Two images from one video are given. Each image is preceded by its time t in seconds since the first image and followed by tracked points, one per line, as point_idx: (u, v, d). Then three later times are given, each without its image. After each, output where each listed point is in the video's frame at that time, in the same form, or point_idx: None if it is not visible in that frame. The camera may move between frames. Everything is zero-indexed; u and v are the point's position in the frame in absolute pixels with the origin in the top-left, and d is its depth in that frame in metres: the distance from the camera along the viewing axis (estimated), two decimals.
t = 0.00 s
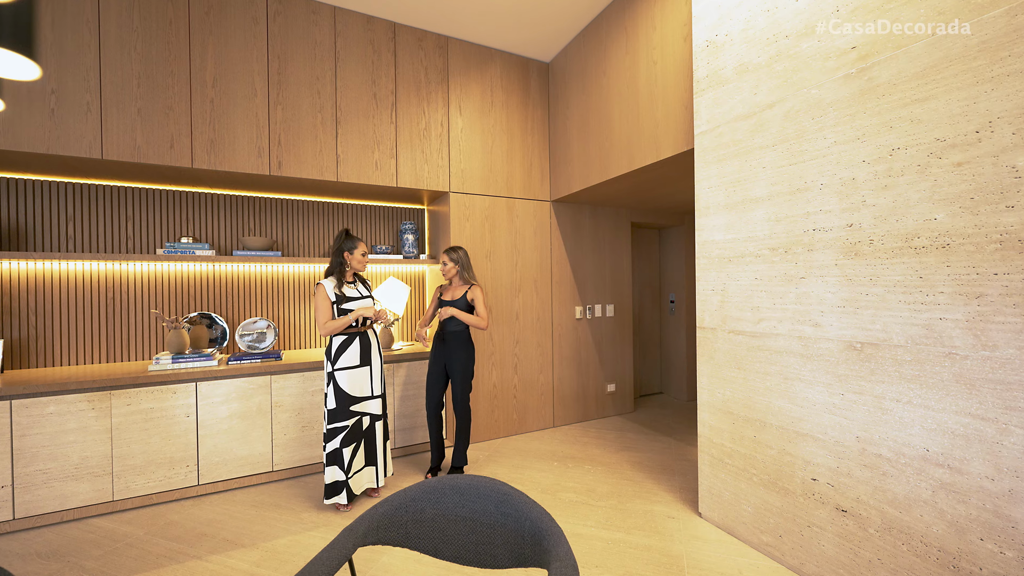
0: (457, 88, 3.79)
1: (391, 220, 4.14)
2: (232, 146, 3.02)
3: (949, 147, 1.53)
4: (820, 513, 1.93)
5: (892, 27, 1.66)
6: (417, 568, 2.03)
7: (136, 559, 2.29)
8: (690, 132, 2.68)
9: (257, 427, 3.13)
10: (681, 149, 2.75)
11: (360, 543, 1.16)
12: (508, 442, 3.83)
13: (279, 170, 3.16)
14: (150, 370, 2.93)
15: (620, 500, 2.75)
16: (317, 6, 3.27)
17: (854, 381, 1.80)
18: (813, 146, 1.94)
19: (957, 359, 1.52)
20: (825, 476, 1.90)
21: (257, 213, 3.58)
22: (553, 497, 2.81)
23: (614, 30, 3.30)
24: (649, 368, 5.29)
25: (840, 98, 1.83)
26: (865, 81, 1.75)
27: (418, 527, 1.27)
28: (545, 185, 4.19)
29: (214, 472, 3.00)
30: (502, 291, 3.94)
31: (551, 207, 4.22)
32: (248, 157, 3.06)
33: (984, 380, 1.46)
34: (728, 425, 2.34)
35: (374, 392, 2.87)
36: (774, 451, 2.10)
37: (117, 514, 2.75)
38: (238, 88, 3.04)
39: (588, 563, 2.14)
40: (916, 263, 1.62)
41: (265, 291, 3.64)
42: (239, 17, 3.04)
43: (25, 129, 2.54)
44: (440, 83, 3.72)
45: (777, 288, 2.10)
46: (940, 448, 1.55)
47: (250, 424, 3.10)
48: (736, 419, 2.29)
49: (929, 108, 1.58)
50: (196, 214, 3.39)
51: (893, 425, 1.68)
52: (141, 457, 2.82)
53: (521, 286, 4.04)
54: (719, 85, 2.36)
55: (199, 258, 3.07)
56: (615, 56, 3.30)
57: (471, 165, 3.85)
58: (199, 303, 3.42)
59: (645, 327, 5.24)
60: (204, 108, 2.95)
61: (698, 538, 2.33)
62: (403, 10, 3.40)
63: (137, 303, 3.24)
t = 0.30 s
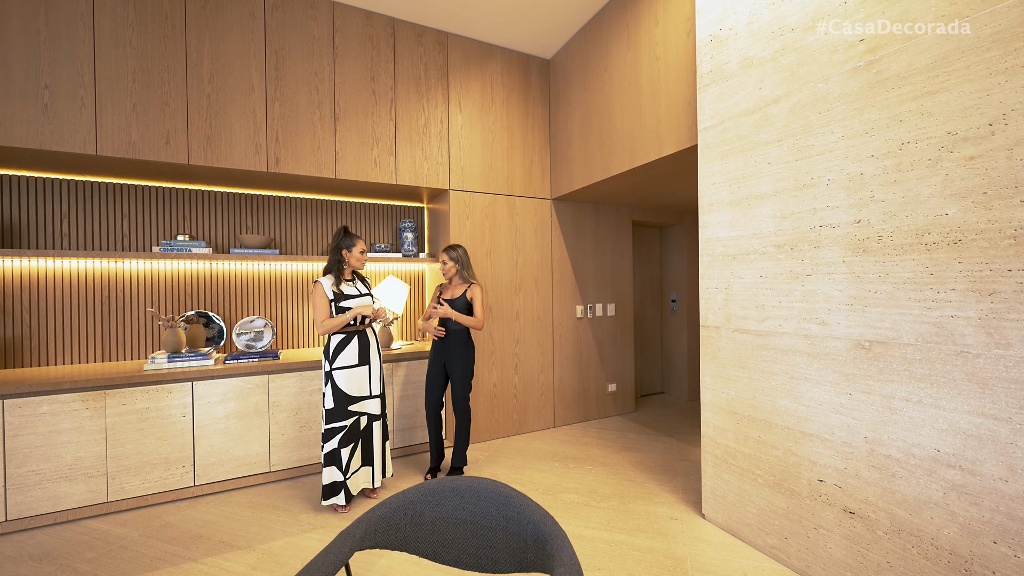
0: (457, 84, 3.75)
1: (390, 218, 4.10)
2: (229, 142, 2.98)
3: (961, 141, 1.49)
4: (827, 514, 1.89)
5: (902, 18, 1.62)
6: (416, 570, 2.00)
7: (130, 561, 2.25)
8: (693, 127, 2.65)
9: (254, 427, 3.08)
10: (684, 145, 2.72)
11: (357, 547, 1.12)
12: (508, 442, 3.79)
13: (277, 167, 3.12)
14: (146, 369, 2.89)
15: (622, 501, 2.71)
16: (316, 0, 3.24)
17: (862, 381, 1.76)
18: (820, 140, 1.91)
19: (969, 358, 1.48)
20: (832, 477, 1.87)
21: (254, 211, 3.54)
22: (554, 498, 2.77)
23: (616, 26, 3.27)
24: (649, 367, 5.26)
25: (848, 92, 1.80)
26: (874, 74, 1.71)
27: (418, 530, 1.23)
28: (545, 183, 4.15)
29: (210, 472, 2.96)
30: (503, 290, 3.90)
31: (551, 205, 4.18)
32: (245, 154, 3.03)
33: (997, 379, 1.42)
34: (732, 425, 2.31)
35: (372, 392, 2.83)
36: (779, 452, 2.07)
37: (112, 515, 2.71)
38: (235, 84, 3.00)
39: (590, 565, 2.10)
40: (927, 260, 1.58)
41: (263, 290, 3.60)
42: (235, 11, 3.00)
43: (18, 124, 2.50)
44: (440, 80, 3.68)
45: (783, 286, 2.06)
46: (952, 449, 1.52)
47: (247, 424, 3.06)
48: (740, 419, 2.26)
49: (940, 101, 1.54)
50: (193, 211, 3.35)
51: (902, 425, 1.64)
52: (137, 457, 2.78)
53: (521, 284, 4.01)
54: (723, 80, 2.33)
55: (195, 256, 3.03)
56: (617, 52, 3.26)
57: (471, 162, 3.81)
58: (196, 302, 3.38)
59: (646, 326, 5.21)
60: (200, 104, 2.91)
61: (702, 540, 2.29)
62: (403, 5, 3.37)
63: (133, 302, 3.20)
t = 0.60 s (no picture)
0: (456, 81, 3.71)
1: (389, 216, 4.06)
2: (225, 138, 2.94)
3: (974, 133, 1.45)
4: (834, 516, 1.85)
5: (912, 7, 1.58)
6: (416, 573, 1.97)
7: (124, 564, 2.21)
8: (696, 122, 2.61)
9: (251, 427, 3.04)
10: (687, 141, 2.68)
11: (354, 551, 1.08)
12: (509, 442, 3.76)
13: (274, 164, 3.08)
14: (141, 369, 2.85)
15: (624, 503, 2.67)
16: None
17: (871, 379, 1.72)
18: (827, 134, 1.87)
19: (982, 356, 1.44)
20: (840, 478, 1.83)
21: (251, 208, 3.50)
22: (555, 499, 2.73)
23: (618, 20, 3.23)
24: (650, 367, 5.22)
25: (856, 84, 1.75)
26: (883, 66, 1.67)
27: (417, 533, 1.19)
28: (546, 181, 4.11)
29: (206, 473, 2.91)
30: (503, 288, 3.86)
31: (552, 203, 4.14)
32: (242, 150, 2.98)
33: (1012, 377, 1.38)
34: (736, 424, 2.27)
35: (371, 391, 2.79)
36: (785, 452, 2.03)
37: (106, 517, 2.67)
38: (231, 79, 2.96)
39: (592, 568, 2.06)
40: (938, 255, 1.54)
41: (260, 289, 3.56)
42: (232, 5, 2.96)
43: (9, 119, 2.46)
44: (439, 76, 3.64)
45: (789, 283, 2.02)
46: (964, 449, 1.48)
47: (244, 424, 3.02)
48: (745, 419, 2.22)
49: (952, 92, 1.50)
50: (189, 209, 3.31)
51: (913, 425, 1.60)
52: (131, 458, 2.74)
53: (522, 283, 3.97)
54: (727, 74, 2.29)
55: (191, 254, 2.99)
56: (618, 47, 3.22)
57: (471, 159, 3.77)
58: (193, 300, 3.34)
59: (647, 325, 5.17)
60: (196, 100, 2.87)
61: (706, 542, 2.25)
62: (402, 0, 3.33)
63: (128, 300, 3.16)
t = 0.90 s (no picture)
0: (457, 78, 3.68)
1: (389, 215, 4.03)
2: (223, 136, 2.91)
3: (988, 128, 1.41)
4: (842, 520, 1.82)
5: None
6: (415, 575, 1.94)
7: (119, 566, 2.18)
8: (700, 119, 2.57)
9: (249, 427, 3.01)
10: (690, 138, 2.65)
11: (351, 557, 1.04)
12: (509, 443, 3.72)
13: (272, 162, 3.05)
14: (139, 369, 2.82)
15: (627, 505, 2.63)
16: None
17: (880, 380, 1.69)
18: (834, 130, 1.83)
19: (996, 356, 1.40)
20: (847, 481, 1.79)
21: (250, 207, 3.47)
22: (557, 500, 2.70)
23: (620, 17, 3.19)
24: (652, 367, 5.18)
25: (864, 79, 1.72)
26: (893, 60, 1.63)
27: (416, 539, 1.15)
28: (547, 179, 4.08)
29: (204, 474, 2.88)
30: (504, 288, 3.83)
31: (553, 202, 4.11)
32: (241, 148, 2.95)
33: None
34: (741, 426, 2.23)
35: (374, 391, 2.75)
36: (792, 454, 1.99)
37: (102, 518, 2.64)
38: (229, 76, 2.93)
39: (594, 571, 2.03)
40: (950, 253, 1.51)
41: (259, 288, 3.53)
42: (230, 1, 2.93)
43: (3, 116, 2.42)
44: (439, 73, 3.61)
45: (795, 282, 1.99)
46: (977, 452, 1.44)
47: (242, 425, 2.99)
48: (750, 420, 2.18)
49: (964, 86, 1.46)
50: (187, 207, 3.28)
51: (923, 427, 1.57)
52: (128, 459, 2.71)
53: (523, 282, 3.93)
54: (732, 69, 2.25)
55: (189, 253, 2.95)
56: (621, 44, 3.19)
57: (472, 158, 3.74)
58: (191, 300, 3.31)
59: (648, 325, 5.13)
60: (194, 97, 2.84)
61: (710, 545, 2.21)
62: None
63: (125, 299, 3.13)
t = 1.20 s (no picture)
0: (460, 76, 3.64)
1: (393, 214, 4.00)
2: (225, 134, 2.88)
3: (1013, 120, 1.36)
4: (857, 526, 1.76)
5: None
6: None
7: (120, 569, 2.16)
8: (709, 115, 2.52)
9: (251, 428, 2.99)
10: (698, 134, 2.59)
11: (350, 567, 1.01)
12: (514, 444, 3.68)
13: (275, 160, 3.02)
14: (140, 369, 2.79)
15: (634, 508, 2.58)
16: None
17: (898, 383, 1.63)
18: (849, 124, 1.77)
19: (1022, 358, 1.35)
20: (863, 486, 1.74)
21: (253, 206, 3.45)
22: (562, 504, 2.65)
23: (626, 12, 3.14)
24: (658, 367, 5.13)
25: (881, 71, 1.66)
26: (911, 51, 1.57)
27: (418, 547, 1.11)
28: (552, 178, 4.03)
29: (206, 475, 2.86)
30: (508, 287, 3.79)
31: (558, 200, 4.06)
32: (243, 147, 2.93)
33: None
34: (752, 428, 2.18)
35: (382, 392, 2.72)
36: (804, 458, 1.94)
37: (104, 520, 2.62)
38: (231, 74, 2.90)
39: None
40: (972, 251, 1.45)
41: (262, 288, 3.51)
42: None
43: (4, 114, 2.41)
44: (443, 71, 3.57)
45: (808, 281, 1.93)
46: (1002, 457, 1.39)
47: (244, 426, 2.96)
48: (761, 423, 2.13)
49: (987, 76, 1.41)
50: (190, 206, 3.26)
51: (944, 431, 1.51)
52: (130, 460, 2.69)
53: (527, 282, 3.89)
54: (742, 63, 2.20)
55: (192, 252, 2.93)
56: (626, 39, 3.14)
57: (476, 156, 3.70)
58: (194, 300, 3.29)
59: (654, 325, 5.08)
60: (195, 95, 2.82)
61: (719, 551, 2.16)
62: None
63: (129, 299, 3.12)
